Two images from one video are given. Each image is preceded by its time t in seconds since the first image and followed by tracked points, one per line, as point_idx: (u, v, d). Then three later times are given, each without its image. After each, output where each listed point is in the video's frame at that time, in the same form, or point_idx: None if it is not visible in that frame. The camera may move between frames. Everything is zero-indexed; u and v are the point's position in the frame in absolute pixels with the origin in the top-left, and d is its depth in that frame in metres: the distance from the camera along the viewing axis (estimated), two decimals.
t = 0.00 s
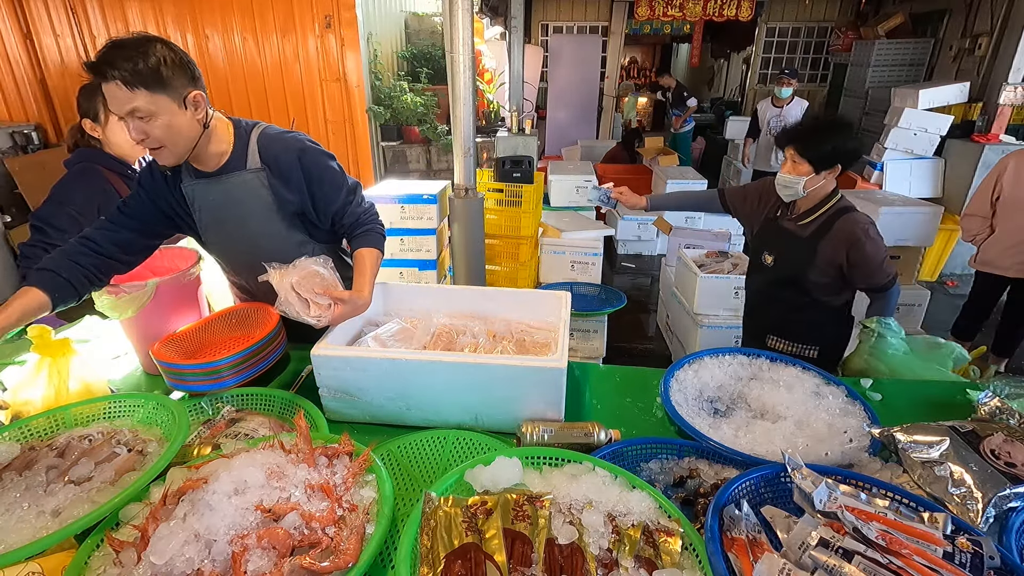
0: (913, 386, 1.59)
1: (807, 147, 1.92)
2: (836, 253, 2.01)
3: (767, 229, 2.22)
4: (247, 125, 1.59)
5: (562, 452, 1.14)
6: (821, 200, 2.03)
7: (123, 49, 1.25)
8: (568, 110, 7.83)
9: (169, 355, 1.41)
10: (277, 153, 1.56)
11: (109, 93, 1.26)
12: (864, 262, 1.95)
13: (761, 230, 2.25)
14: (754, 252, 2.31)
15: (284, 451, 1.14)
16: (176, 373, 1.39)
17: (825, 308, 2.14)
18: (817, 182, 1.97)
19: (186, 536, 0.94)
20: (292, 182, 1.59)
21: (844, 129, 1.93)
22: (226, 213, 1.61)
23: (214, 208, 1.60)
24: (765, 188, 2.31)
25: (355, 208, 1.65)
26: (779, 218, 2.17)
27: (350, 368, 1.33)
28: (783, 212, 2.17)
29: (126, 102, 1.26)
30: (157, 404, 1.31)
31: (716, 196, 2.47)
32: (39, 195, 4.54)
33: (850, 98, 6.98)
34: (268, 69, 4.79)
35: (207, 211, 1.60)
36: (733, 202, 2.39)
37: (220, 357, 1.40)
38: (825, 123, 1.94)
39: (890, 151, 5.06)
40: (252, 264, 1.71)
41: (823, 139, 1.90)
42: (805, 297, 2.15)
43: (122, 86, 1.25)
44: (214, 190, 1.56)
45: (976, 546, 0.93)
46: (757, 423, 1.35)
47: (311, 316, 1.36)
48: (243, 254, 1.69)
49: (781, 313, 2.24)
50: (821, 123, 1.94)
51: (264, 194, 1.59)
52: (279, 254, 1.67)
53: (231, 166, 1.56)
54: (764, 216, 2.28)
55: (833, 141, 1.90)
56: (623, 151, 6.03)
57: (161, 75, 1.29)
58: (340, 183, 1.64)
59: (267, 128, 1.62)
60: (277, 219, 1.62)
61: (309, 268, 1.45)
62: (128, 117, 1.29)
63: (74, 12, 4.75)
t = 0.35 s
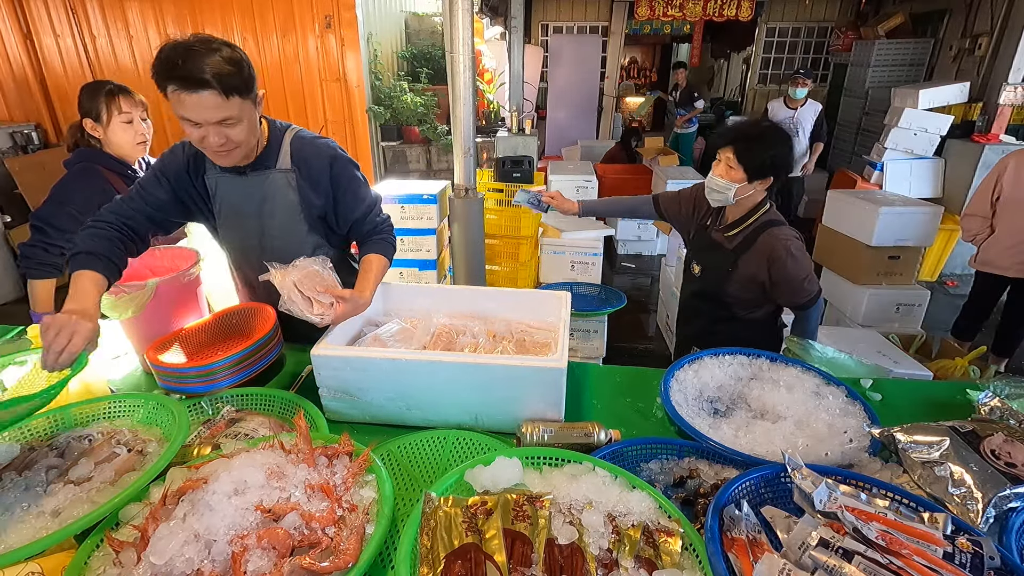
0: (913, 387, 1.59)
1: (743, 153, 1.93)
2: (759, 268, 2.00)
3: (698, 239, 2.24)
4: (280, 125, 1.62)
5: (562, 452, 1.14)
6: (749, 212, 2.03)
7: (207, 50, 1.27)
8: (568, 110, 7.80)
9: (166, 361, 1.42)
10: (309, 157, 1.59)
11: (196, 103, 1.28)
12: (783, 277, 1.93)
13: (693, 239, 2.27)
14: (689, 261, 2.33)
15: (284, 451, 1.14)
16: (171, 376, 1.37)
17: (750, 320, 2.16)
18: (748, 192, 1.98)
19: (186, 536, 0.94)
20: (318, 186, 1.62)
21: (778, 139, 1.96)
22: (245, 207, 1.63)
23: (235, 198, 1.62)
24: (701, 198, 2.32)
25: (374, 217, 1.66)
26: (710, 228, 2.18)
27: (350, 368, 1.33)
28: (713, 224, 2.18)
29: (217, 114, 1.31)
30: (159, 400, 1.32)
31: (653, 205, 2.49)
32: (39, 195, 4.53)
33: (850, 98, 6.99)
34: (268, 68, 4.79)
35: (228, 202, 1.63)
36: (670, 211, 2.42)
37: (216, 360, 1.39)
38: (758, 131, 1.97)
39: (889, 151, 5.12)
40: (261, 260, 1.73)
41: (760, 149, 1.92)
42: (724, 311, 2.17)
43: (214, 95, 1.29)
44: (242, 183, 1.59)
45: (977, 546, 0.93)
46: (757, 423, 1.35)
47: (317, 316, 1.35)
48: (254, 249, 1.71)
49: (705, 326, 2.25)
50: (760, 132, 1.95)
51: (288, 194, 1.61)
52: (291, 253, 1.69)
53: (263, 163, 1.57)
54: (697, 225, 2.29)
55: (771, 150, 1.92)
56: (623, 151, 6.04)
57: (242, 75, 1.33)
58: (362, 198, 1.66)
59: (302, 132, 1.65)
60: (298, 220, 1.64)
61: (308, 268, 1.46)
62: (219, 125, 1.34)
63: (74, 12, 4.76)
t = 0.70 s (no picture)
0: (914, 387, 1.59)
1: (665, 150, 1.94)
2: (705, 262, 1.99)
3: (645, 240, 2.23)
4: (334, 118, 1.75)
5: (562, 452, 1.14)
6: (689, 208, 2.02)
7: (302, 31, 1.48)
8: (568, 111, 7.75)
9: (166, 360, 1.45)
10: (366, 145, 1.74)
11: (299, 58, 1.47)
12: (728, 271, 1.91)
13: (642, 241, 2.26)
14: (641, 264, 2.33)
15: (284, 451, 1.14)
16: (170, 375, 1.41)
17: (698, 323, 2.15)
18: (680, 187, 1.98)
19: (186, 536, 0.94)
20: (371, 171, 1.76)
21: (700, 130, 1.95)
22: (302, 190, 1.70)
23: (293, 181, 1.69)
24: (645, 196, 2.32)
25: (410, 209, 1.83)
26: (656, 228, 2.17)
27: (350, 367, 1.33)
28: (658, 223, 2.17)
29: (316, 69, 1.49)
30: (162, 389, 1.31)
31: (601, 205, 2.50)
32: (40, 196, 4.53)
33: (850, 98, 7.01)
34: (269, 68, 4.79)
35: (283, 186, 1.69)
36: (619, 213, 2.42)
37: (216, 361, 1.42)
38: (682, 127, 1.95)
39: (889, 151, 5.13)
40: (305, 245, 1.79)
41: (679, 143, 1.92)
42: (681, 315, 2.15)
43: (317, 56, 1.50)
44: (303, 165, 1.68)
45: (977, 546, 0.93)
46: (757, 423, 1.35)
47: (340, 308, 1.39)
48: (301, 234, 1.77)
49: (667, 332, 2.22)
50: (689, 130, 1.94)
51: (347, 177, 1.73)
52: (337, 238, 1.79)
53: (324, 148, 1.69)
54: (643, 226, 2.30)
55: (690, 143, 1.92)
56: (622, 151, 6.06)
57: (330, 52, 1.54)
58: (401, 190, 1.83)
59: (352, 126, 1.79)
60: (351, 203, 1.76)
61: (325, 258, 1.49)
62: (318, 84, 1.51)
63: (74, 11, 4.77)
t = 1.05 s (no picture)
0: (915, 387, 1.59)
1: (635, 143, 1.90)
2: (683, 251, 1.94)
3: (609, 238, 2.11)
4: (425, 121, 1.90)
5: (562, 452, 1.14)
6: (656, 199, 1.98)
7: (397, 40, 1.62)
8: (568, 111, 7.70)
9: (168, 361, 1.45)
10: (451, 145, 1.89)
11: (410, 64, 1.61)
12: (707, 257, 1.90)
13: (605, 241, 2.13)
14: (603, 265, 2.18)
15: (284, 451, 1.14)
16: (172, 376, 1.41)
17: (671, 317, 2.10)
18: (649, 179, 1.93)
19: (186, 536, 0.94)
20: (452, 169, 1.91)
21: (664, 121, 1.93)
22: (392, 185, 1.85)
23: (384, 176, 1.84)
24: (601, 195, 2.24)
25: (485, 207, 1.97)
26: (620, 223, 2.08)
27: (350, 367, 1.33)
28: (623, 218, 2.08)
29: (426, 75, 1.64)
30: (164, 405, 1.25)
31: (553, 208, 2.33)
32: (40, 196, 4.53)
33: (850, 98, 7.03)
34: (269, 69, 4.80)
35: (374, 180, 1.84)
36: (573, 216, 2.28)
37: (217, 361, 1.44)
38: (644, 121, 1.93)
39: (889, 151, 5.14)
40: (387, 237, 1.92)
41: (650, 135, 1.90)
42: (660, 304, 2.07)
43: (419, 59, 1.65)
44: (393, 161, 1.83)
45: (977, 546, 0.93)
46: (758, 423, 1.35)
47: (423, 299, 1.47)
48: (384, 226, 1.91)
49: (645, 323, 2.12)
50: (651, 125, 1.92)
51: (432, 174, 1.87)
52: (416, 230, 1.92)
53: (413, 147, 1.84)
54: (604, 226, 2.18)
55: (660, 135, 1.91)
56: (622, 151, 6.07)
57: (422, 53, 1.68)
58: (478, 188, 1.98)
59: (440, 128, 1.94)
60: (434, 198, 1.91)
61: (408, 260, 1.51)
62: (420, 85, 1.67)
63: (74, 11, 4.77)
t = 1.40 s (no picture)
0: (914, 387, 1.59)
1: (650, 149, 1.83)
2: (691, 249, 1.93)
3: (610, 241, 2.06)
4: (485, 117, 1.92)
5: (562, 452, 1.14)
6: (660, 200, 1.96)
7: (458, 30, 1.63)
8: (568, 111, 7.70)
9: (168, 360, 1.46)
10: (506, 144, 1.91)
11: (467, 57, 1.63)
12: (718, 254, 1.92)
13: (607, 245, 2.07)
14: (604, 271, 2.12)
15: (284, 451, 1.14)
16: (171, 376, 1.41)
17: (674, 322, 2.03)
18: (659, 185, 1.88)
19: (186, 536, 0.94)
20: (504, 166, 1.92)
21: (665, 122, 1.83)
22: (445, 176, 1.86)
23: (438, 167, 1.85)
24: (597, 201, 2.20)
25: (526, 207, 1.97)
26: (622, 228, 2.04)
27: (350, 367, 1.33)
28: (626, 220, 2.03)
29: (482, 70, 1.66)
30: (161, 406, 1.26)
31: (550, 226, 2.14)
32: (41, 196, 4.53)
33: (850, 98, 7.09)
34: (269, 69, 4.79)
35: (428, 170, 1.86)
36: (570, 223, 2.20)
37: (217, 361, 1.44)
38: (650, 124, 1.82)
39: (889, 151, 5.14)
40: (434, 228, 1.94)
41: (662, 141, 1.83)
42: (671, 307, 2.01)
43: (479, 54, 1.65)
44: (447, 152, 1.84)
45: (977, 546, 0.93)
46: (757, 423, 1.35)
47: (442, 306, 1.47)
48: (433, 217, 1.93)
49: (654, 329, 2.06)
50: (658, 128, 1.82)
51: (483, 169, 1.88)
52: (462, 224, 1.94)
53: (469, 141, 1.85)
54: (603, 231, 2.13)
55: (671, 140, 1.84)
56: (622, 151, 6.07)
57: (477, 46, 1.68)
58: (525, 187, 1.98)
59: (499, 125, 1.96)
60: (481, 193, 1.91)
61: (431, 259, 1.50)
62: (476, 79, 1.67)
63: (74, 12, 4.77)
